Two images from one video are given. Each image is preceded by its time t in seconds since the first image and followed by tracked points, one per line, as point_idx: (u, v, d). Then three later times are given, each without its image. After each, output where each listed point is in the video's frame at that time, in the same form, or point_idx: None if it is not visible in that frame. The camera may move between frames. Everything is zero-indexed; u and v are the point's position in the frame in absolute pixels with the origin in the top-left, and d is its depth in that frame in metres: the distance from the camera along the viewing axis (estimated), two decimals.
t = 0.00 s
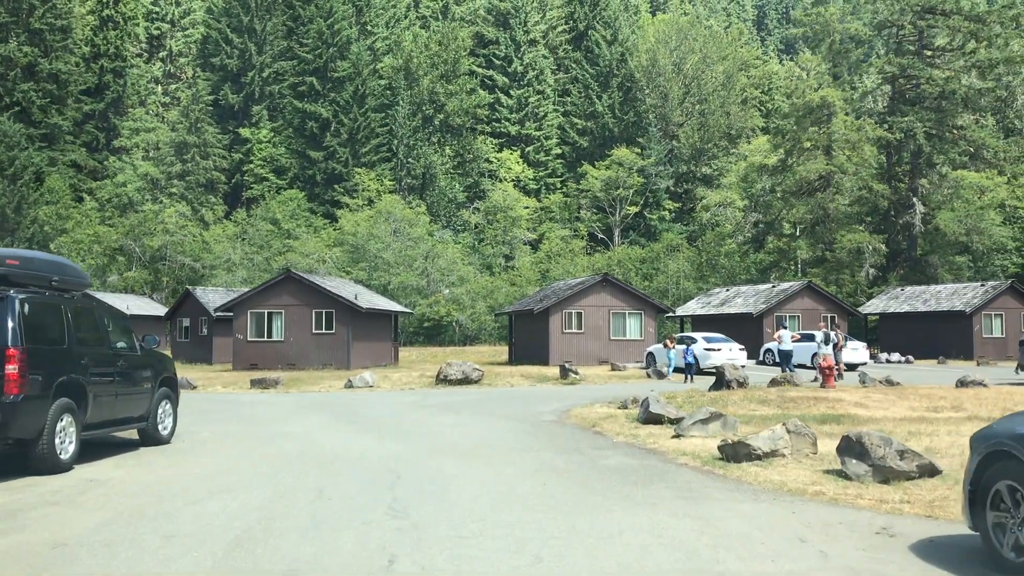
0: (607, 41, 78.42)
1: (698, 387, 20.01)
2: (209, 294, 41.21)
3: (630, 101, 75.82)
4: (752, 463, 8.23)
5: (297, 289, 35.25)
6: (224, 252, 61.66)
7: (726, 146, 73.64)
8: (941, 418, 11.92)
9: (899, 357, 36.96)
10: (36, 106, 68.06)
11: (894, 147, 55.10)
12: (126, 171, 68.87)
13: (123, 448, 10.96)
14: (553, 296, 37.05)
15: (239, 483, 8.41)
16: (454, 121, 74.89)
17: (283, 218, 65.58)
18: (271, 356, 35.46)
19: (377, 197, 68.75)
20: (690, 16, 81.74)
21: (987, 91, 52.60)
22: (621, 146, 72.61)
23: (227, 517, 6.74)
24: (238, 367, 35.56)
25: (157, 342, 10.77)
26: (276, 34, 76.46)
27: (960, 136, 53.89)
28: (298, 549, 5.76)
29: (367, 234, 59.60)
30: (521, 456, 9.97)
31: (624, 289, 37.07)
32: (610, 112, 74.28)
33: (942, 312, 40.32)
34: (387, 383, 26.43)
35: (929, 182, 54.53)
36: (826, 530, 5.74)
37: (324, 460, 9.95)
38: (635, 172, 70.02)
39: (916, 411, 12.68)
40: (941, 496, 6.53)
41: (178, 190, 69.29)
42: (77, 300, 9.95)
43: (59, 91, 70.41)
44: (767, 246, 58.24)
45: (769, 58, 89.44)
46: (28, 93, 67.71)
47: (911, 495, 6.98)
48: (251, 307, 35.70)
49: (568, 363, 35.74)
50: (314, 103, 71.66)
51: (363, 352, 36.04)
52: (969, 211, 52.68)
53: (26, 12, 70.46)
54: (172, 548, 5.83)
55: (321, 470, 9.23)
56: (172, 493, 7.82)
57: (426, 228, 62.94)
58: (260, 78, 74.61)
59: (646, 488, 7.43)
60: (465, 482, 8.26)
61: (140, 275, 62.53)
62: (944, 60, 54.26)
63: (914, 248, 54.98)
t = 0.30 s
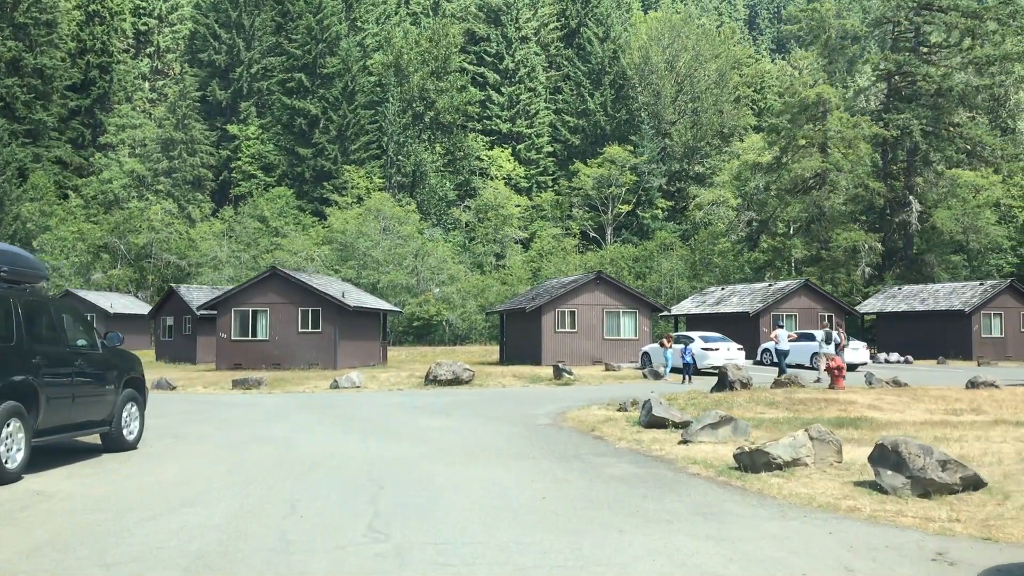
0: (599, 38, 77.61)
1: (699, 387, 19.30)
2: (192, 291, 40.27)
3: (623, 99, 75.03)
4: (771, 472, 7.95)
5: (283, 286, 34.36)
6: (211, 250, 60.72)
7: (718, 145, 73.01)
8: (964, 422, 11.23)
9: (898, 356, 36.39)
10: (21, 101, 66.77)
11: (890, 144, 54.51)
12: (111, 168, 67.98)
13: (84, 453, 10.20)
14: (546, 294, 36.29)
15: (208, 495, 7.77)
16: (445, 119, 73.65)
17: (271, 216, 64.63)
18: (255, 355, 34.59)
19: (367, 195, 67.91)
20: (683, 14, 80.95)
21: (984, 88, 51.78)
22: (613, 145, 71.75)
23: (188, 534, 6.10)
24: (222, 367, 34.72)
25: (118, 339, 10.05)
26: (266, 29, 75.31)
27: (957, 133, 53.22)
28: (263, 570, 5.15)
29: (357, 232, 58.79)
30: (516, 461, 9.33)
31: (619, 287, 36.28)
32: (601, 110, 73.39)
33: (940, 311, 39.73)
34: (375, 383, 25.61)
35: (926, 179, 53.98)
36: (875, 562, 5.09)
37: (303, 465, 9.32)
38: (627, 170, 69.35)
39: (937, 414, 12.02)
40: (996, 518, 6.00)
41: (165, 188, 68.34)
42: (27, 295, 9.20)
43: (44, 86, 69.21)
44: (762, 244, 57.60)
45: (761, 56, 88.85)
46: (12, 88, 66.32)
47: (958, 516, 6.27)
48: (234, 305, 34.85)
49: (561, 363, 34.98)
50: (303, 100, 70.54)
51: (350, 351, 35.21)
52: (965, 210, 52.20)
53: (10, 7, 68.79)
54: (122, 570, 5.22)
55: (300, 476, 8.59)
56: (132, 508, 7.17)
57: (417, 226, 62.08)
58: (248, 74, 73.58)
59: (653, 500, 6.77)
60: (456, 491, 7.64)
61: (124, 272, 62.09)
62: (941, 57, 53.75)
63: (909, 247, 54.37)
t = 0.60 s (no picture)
0: (594, 35, 76.89)
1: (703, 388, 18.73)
2: (179, 289, 39.43)
3: (618, 97, 74.27)
4: (799, 481, 7.83)
5: (272, 284, 33.57)
6: (201, 248, 59.82)
7: (714, 143, 72.22)
8: (990, 427, 10.63)
9: (899, 355, 35.90)
10: (9, 98, 65.71)
11: (889, 141, 53.87)
12: (100, 165, 67.14)
13: (47, 462, 9.64)
14: (542, 293, 35.60)
15: (173, 512, 7.28)
16: (438, 117, 72.81)
17: (262, 214, 63.70)
18: (244, 355, 33.82)
19: (359, 193, 67.03)
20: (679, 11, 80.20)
21: (984, 85, 50.90)
22: (609, 142, 70.97)
23: (137, 566, 5.62)
24: (210, 367, 33.95)
25: (81, 335, 9.64)
26: (258, 26, 74.39)
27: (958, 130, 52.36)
28: None
29: (349, 230, 57.98)
30: (506, 469, 8.78)
31: (616, 285, 35.59)
32: (596, 108, 72.61)
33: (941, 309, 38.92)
34: (367, 383, 24.89)
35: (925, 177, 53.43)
36: None
37: (279, 473, 8.83)
38: (623, 168, 68.63)
39: (961, 416, 11.54)
40: None
41: (155, 185, 67.43)
42: None
43: (33, 83, 68.28)
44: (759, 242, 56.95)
45: (757, 54, 88.08)
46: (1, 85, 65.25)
47: (1016, 547, 5.68)
48: (222, 304, 34.07)
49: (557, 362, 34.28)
50: (295, 97, 69.55)
51: (341, 351, 34.45)
52: (965, 207, 51.61)
53: None
54: None
55: (273, 487, 8.09)
56: (87, 532, 6.67)
57: (410, 224, 61.28)
58: (240, 71, 72.64)
59: (657, 522, 6.22)
60: (439, 506, 7.11)
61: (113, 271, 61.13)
62: (940, 53, 53.21)
63: (908, 245, 53.63)
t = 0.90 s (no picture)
0: (587, 35, 76.42)
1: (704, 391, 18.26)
2: (166, 290, 38.68)
3: (611, 97, 73.69)
4: (831, 499, 7.46)
5: (259, 284, 32.87)
6: (191, 249, 58.99)
7: (707, 143, 71.67)
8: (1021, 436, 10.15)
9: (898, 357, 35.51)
10: None
11: (886, 141, 53.22)
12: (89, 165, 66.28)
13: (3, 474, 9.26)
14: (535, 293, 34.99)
15: (138, 531, 6.78)
16: (430, 117, 72.08)
17: (252, 214, 62.90)
18: (230, 356, 33.12)
19: (351, 193, 66.26)
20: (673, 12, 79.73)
21: (981, 83, 50.34)
22: (602, 143, 70.38)
23: None
24: (196, 369, 33.24)
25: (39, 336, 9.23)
26: (248, 26, 73.68)
27: (954, 129, 51.92)
28: None
29: (341, 230, 57.27)
30: (494, 480, 8.31)
31: (610, 285, 34.97)
32: (589, 108, 72.11)
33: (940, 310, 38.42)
34: (358, 386, 24.29)
35: (922, 177, 53.05)
36: None
37: (256, 486, 8.34)
38: (617, 168, 68.06)
39: (983, 423, 11.15)
40: None
41: (144, 185, 66.57)
42: None
43: (21, 82, 67.37)
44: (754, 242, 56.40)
45: (749, 54, 87.51)
46: None
47: None
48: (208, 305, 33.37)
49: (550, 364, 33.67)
50: (286, 97, 68.79)
51: (331, 352, 33.77)
52: (962, 207, 51.14)
53: None
54: None
55: (244, 502, 7.62)
56: (41, 549, 6.26)
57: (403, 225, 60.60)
58: (230, 70, 71.86)
59: (676, 547, 5.80)
60: (422, 522, 6.66)
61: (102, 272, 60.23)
62: (937, 51, 52.84)
63: (906, 245, 53.12)
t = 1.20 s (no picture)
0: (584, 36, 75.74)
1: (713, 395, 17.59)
2: (155, 291, 37.83)
3: (609, 98, 72.88)
4: (881, 520, 6.96)
5: (249, 284, 32.04)
6: (182, 250, 58.07)
7: (705, 144, 70.91)
8: None
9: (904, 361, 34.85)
10: None
11: (888, 141, 52.42)
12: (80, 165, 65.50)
13: None
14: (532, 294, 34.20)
15: (88, 560, 6.05)
16: (426, 117, 71.18)
17: (245, 214, 62.00)
18: (219, 359, 32.31)
19: (345, 194, 65.35)
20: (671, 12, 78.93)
21: (984, 83, 49.63)
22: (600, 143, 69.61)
23: None
24: (185, 372, 32.43)
25: None
26: (242, 25, 72.80)
27: (957, 129, 51.13)
28: None
29: (335, 232, 56.44)
30: (487, 497, 7.61)
31: (610, 285, 34.16)
32: (586, 109, 71.44)
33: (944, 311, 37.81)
34: (350, 390, 23.48)
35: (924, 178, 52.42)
36: None
37: (225, 505, 7.61)
38: (614, 169, 67.30)
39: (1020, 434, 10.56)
40: None
41: (136, 185, 65.64)
42: None
43: (12, 82, 66.47)
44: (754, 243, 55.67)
45: (747, 55, 86.77)
46: None
47: None
48: (197, 306, 32.59)
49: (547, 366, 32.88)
50: (279, 97, 67.91)
51: (323, 354, 32.92)
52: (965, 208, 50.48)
53: None
54: None
55: (213, 524, 6.90)
56: None
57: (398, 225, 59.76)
58: (223, 70, 70.92)
59: None
60: (407, 549, 5.94)
61: (92, 273, 59.28)
62: (939, 50, 52.21)
63: (907, 246, 52.40)
